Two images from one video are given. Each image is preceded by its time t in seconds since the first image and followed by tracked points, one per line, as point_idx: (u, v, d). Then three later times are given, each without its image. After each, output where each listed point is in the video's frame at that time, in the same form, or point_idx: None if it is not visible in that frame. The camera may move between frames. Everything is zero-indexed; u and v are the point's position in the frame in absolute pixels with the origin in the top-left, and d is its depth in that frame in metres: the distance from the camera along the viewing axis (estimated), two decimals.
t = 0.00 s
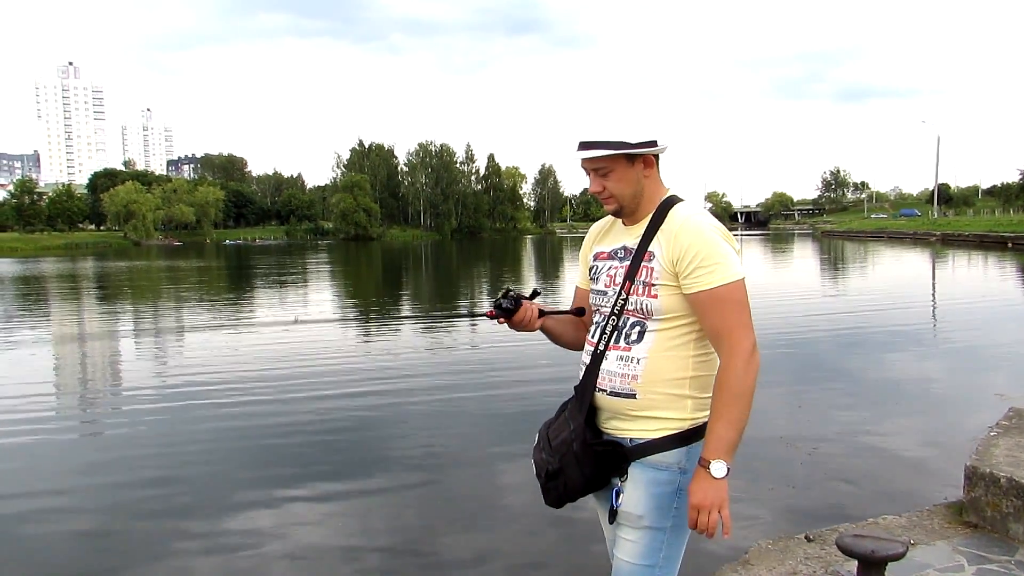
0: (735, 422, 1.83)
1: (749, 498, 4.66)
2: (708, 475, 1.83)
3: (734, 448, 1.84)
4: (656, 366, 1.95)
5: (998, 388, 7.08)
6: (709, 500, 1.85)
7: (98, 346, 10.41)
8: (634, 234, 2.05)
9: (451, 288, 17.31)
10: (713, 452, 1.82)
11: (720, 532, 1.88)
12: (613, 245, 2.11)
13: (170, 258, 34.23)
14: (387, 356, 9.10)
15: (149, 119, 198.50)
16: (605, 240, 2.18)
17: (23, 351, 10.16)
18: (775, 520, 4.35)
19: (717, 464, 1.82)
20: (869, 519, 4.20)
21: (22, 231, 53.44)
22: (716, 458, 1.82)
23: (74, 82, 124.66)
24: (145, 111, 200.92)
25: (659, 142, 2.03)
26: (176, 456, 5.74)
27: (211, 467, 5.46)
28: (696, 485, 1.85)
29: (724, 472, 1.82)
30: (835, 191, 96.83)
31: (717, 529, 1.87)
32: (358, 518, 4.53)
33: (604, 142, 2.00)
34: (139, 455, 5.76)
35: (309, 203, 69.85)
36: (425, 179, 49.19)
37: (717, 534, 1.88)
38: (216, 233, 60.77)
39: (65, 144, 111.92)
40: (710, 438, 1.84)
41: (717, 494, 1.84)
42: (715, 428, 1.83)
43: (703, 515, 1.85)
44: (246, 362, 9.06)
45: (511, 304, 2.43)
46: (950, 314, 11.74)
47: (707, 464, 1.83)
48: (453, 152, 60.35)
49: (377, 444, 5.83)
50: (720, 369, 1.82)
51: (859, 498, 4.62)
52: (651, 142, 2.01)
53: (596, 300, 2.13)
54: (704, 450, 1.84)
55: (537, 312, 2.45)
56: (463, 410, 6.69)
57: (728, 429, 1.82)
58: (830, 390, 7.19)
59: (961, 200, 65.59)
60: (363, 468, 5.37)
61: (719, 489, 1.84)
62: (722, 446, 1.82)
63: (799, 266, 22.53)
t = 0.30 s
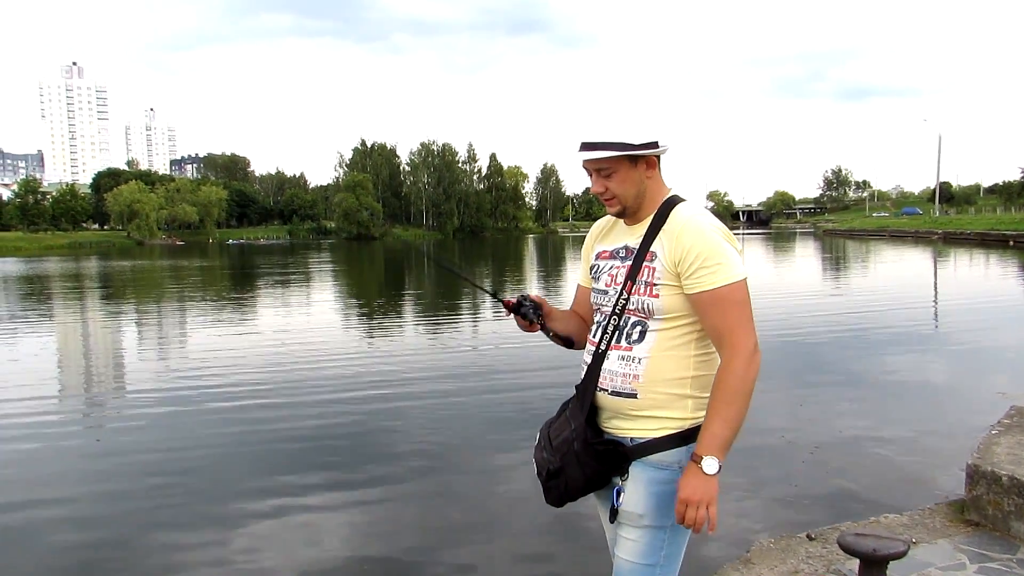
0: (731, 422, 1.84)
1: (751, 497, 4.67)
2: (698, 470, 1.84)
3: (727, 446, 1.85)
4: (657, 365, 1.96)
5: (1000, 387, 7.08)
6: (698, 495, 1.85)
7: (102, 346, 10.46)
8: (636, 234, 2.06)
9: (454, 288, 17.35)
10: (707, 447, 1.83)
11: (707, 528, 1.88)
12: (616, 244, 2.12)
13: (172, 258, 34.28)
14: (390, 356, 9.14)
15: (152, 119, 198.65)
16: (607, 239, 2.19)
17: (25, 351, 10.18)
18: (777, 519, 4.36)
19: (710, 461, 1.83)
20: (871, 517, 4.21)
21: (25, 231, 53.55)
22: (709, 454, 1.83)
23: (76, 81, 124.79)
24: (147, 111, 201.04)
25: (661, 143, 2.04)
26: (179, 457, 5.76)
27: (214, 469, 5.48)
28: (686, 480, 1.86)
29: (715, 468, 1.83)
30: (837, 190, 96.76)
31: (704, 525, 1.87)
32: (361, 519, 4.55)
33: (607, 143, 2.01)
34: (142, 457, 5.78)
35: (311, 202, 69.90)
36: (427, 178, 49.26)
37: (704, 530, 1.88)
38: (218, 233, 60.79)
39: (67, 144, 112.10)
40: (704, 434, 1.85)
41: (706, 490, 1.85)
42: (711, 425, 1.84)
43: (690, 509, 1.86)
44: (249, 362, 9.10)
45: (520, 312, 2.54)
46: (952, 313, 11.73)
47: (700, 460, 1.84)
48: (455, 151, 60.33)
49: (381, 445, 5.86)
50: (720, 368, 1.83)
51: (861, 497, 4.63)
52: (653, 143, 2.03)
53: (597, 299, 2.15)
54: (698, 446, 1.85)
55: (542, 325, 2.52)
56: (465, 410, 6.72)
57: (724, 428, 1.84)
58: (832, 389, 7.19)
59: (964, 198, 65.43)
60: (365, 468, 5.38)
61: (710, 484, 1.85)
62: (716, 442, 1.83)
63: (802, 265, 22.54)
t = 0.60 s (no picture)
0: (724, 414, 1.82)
1: (753, 497, 4.65)
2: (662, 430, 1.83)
3: (700, 429, 1.81)
4: (659, 365, 1.94)
5: (1003, 385, 7.05)
6: (652, 455, 1.83)
7: (103, 346, 10.47)
8: (638, 234, 2.04)
9: (455, 287, 17.34)
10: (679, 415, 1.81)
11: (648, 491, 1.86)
12: (617, 244, 2.10)
13: (174, 258, 34.31)
14: (392, 357, 9.14)
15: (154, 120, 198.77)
16: (608, 239, 2.17)
17: (26, 352, 10.15)
18: (780, 519, 4.33)
19: (676, 428, 1.80)
20: (874, 517, 4.18)
21: (27, 232, 53.64)
22: (678, 423, 1.80)
23: (79, 81, 124.85)
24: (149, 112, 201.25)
25: (663, 143, 2.02)
26: (179, 458, 5.73)
27: (214, 470, 5.47)
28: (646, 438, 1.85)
29: (679, 438, 1.80)
30: (840, 189, 96.60)
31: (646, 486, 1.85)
32: (361, 520, 4.53)
33: (609, 143, 1.99)
34: (143, 458, 5.76)
35: (312, 202, 69.94)
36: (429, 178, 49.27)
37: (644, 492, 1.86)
38: (220, 234, 60.82)
39: (70, 145, 112.29)
40: (681, 406, 1.83)
41: (662, 454, 1.82)
42: (691, 402, 1.81)
43: (639, 466, 1.84)
44: (250, 362, 9.11)
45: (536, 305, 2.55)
46: (955, 312, 11.70)
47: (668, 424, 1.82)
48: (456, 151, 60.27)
49: (382, 445, 5.85)
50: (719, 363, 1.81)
51: (864, 496, 4.60)
52: (655, 143, 2.00)
53: (598, 299, 2.13)
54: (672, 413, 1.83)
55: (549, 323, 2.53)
56: (467, 411, 6.71)
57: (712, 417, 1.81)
58: (835, 389, 7.16)
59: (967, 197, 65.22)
60: (366, 469, 5.36)
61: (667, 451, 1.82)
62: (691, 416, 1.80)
63: (805, 264, 22.49)
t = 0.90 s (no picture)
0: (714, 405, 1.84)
1: (755, 495, 4.66)
2: (639, 403, 1.87)
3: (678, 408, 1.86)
4: (659, 365, 1.95)
5: (1005, 384, 7.05)
6: (621, 423, 1.88)
7: (105, 348, 10.49)
8: (639, 234, 2.05)
9: (457, 288, 17.35)
10: (657, 393, 1.85)
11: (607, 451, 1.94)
12: (618, 244, 2.11)
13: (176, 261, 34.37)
14: (393, 357, 9.16)
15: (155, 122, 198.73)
16: (608, 239, 2.18)
17: (29, 355, 10.16)
18: (782, 518, 4.34)
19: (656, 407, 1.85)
20: (876, 516, 4.18)
21: (29, 234, 53.68)
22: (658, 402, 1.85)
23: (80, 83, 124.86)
24: (151, 114, 201.23)
25: (663, 143, 2.03)
26: (182, 460, 5.75)
27: (217, 471, 5.48)
28: (620, 402, 1.89)
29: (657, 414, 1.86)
30: (841, 187, 96.50)
31: (606, 448, 1.93)
32: (363, 521, 4.54)
33: (608, 143, 1.99)
34: (146, 460, 5.78)
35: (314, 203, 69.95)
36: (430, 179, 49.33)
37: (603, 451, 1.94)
38: (221, 235, 60.85)
39: (71, 147, 112.40)
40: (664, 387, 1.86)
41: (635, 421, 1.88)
42: (673, 385, 1.84)
43: (608, 431, 1.90)
44: (252, 363, 9.13)
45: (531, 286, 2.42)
46: (957, 310, 11.67)
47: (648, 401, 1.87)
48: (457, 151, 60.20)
49: (384, 446, 5.87)
50: (713, 360, 1.82)
51: (866, 494, 4.61)
52: (655, 144, 2.01)
53: (600, 299, 2.13)
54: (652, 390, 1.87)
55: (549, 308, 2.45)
56: (468, 412, 6.73)
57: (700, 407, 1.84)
58: (836, 387, 7.17)
59: (969, 195, 65.06)
60: (369, 470, 5.37)
61: (636, 423, 1.88)
62: (668, 396, 1.84)
63: (807, 263, 22.48)
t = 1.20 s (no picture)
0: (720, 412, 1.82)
1: (756, 494, 4.66)
2: (679, 452, 1.85)
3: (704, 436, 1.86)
4: (658, 366, 1.95)
5: (1006, 382, 7.04)
6: (676, 480, 1.87)
7: (107, 351, 10.53)
8: (639, 234, 2.05)
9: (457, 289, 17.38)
10: (689, 433, 1.83)
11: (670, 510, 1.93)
12: (617, 243, 2.11)
13: (177, 263, 34.40)
14: (394, 359, 9.18)
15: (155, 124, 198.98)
16: (608, 238, 2.18)
17: (30, 359, 10.16)
18: (782, 517, 4.33)
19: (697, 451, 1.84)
20: (877, 515, 4.18)
21: (30, 237, 53.81)
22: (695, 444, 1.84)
23: (80, 86, 124.98)
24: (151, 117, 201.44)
25: (661, 142, 2.03)
26: (183, 463, 5.74)
27: (219, 473, 5.48)
28: (663, 460, 1.87)
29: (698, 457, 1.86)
30: (841, 186, 96.48)
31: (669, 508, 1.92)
32: (363, 522, 4.54)
33: (605, 140, 2.00)
34: (147, 462, 5.78)
35: (314, 205, 69.99)
36: (430, 180, 49.38)
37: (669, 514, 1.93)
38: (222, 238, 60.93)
39: (71, 150, 112.59)
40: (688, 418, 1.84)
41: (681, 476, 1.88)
42: (697, 412, 1.83)
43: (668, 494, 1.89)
44: (253, 365, 9.15)
45: (523, 288, 2.47)
46: (958, 308, 11.66)
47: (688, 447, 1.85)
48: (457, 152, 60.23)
49: (384, 447, 5.87)
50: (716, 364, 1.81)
51: (867, 493, 4.61)
52: (653, 142, 2.02)
53: (600, 299, 2.13)
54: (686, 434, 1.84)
55: (547, 304, 2.48)
56: (469, 413, 6.73)
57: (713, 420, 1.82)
58: (837, 386, 7.17)
59: (969, 193, 64.99)
60: (371, 471, 5.37)
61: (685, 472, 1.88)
62: (700, 432, 1.83)
63: (807, 262, 22.51)
